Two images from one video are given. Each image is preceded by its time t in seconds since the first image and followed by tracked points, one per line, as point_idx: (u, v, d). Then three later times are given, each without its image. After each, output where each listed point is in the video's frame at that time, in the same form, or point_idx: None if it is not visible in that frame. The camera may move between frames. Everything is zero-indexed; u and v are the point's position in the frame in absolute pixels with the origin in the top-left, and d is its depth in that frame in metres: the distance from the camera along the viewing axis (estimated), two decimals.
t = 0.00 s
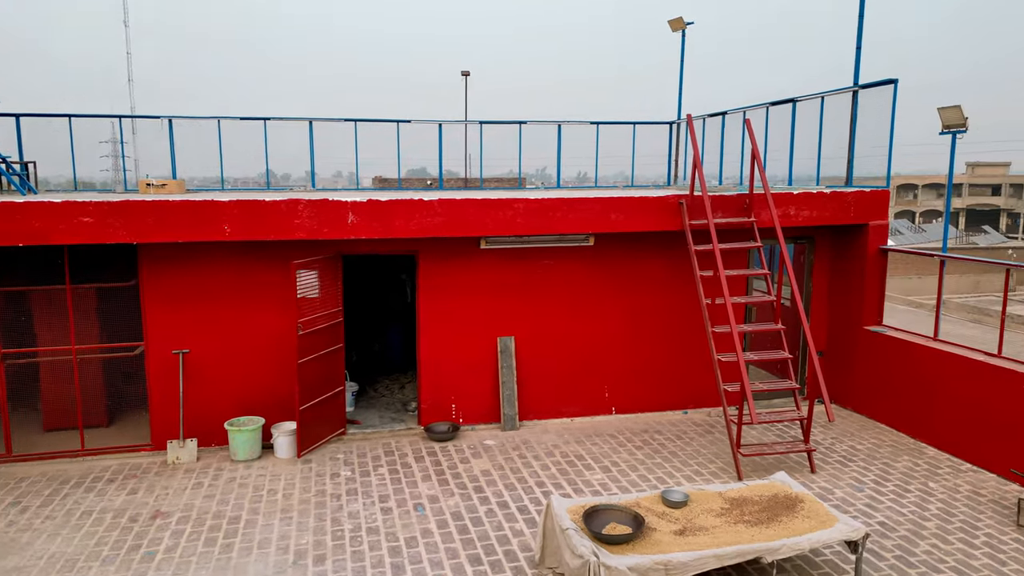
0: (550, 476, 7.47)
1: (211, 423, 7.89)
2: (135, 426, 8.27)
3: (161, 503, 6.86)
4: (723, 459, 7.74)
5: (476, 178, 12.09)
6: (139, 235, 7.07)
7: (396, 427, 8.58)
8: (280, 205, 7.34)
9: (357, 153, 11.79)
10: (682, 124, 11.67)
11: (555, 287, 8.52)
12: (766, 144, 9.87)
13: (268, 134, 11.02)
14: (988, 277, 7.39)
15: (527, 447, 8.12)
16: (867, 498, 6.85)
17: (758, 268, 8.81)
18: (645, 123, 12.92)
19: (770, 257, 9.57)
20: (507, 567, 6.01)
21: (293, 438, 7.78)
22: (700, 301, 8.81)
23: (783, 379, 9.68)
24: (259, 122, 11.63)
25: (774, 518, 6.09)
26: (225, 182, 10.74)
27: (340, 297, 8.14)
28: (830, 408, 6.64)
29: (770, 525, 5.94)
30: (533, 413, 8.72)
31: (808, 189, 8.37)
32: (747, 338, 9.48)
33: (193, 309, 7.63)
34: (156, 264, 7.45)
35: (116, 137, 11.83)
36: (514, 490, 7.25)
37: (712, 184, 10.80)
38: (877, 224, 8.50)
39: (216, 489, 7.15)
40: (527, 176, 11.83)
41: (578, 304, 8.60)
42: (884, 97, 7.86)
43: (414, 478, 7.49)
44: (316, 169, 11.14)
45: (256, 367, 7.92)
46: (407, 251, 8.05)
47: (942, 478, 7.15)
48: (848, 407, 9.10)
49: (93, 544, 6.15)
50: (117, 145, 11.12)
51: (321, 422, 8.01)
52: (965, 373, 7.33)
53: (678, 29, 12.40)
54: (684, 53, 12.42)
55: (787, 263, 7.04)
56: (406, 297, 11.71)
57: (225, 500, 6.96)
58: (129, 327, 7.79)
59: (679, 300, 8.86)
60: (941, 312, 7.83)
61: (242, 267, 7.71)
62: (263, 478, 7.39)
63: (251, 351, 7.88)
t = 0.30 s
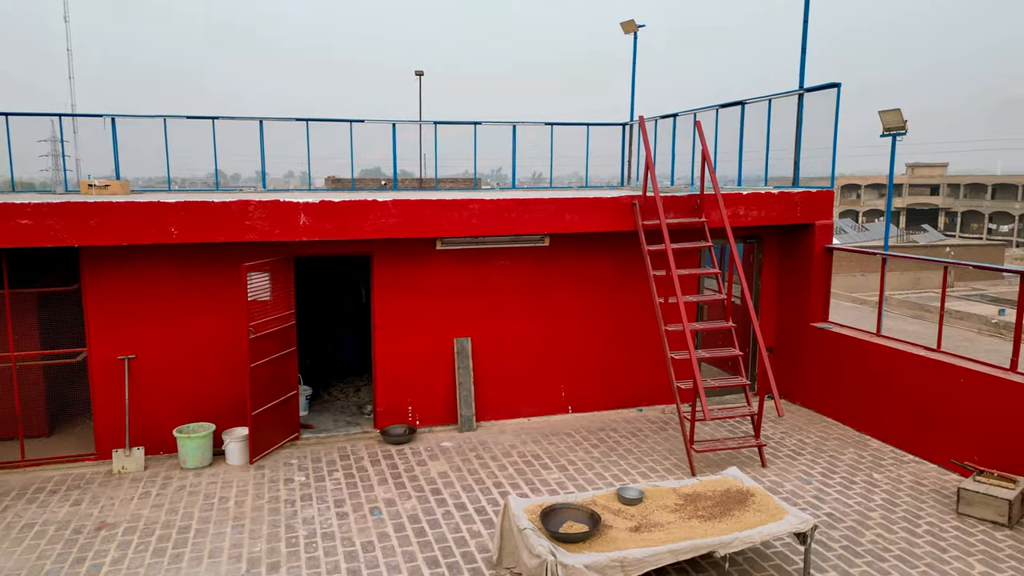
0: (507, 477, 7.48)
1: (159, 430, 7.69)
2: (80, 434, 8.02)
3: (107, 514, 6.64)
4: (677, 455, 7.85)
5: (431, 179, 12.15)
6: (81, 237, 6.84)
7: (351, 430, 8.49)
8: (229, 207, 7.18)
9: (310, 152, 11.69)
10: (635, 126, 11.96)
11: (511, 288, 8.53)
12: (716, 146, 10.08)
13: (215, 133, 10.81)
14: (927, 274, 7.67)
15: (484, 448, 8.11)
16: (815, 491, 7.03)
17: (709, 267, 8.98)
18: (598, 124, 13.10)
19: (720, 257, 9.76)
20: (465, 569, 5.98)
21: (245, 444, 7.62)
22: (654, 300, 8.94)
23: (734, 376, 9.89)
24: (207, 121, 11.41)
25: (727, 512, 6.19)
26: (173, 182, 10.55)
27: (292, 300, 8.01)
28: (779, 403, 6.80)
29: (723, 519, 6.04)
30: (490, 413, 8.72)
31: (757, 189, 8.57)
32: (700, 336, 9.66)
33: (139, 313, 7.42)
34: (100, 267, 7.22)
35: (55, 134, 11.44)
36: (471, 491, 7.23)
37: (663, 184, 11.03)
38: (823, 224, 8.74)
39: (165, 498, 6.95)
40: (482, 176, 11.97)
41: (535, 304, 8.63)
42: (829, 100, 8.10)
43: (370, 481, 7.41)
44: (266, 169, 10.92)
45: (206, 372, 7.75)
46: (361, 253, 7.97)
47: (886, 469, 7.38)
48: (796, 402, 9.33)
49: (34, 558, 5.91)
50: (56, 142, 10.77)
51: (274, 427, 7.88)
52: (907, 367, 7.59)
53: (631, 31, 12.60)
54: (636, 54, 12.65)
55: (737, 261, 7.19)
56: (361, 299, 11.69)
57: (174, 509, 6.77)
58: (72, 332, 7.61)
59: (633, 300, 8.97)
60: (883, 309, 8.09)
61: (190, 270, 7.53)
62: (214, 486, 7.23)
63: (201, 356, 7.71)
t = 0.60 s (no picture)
0: (464, 478, 7.46)
1: (103, 438, 7.45)
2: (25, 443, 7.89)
3: (48, 527, 6.39)
4: (632, 453, 7.94)
5: (385, 178, 12.07)
6: (18, 240, 6.58)
7: (304, 435, 8.37)
8: (176, 208, 7.00)
9: (261, 152, 11.49)
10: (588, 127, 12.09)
11: (467, 288, 8.51)
12: (667, 147, 10.24)
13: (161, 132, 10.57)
14: (870, 271, 7.91)
15: (441, 449, 8.08)
16: (765, 484, 7.19)
17: (662, 266, 9.11)
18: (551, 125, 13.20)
19: (672, 256, 9.91)
20: (422, 572, 5.94)
21: (194, 451, 7.45)
22: (608, 299, 9.03)
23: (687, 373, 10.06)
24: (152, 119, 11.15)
25: (680, 508, 6.27)
26: (116, 183, 10.32)
27: (242, 303, 7.86)
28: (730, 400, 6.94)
29: (677, 515, 6.12)
30: (446, 415, 8.69)
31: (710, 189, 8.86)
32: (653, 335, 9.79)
33: (81, 319, 7.19)
34: (38, 271, 6.97)
35: None
36: (428, 494, 7.19)
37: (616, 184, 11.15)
38: (771, 223, 8.95)
39: (110, 509, 6.74)
40: (437, 176, 11.95)
41: (490, 305, 8.63)
42: (775, 103, 8.30)
43: (324, 486, 7.30)
44: (214, 169, 10.70)
45: (153, 377, 7.55)
46: (314, 254, 7.86)
47: (833, 461, 7.59)
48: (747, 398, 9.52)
49: None
50: None
51: (225, 433, 7.71)
52: (851, 362, 7.81)
53: (583, 33, 12.72)
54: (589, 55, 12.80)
55: (688, 261, 7.30)
56: (314, 299, 11.68)
57: (120, 520, 6.56)
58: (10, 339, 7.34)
59: (588, 299, 9.04)
60: (829, 306, 8.31)
61: (135, 273, 7.32)
62: (162, 495, 7.03)
63: (147, 361, 7.50)
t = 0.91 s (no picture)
0: (421, 480, 7.41)
1: (44, 448, 7.20)
2: None
3: None
4: (588, 451, 7.99)
5: (337, 177, 11.80)
6: None
7: (256, 440, 8.22)
8: (120, 210, 6.79)
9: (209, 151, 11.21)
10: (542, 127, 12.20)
11: (422, 290, 8.46)
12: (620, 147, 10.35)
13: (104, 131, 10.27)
14: (817, 270, 8.11)
15: (398, 453, 8.01)
16: (718, 480, 7.31)
17: (616, 266, 9.20)
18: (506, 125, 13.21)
19: (626, 256, 10.02)
20: None
21: (141, 460, 7.24)
22: (564, 299, 9.08)
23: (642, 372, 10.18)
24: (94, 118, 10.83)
25: (636, 505, 6.32)
26: (55, 183, 10.01)
27: (190, 308, 7.67)
28: (684, 397, 7.00)
29: (632, 512, 6.17)
30: (402, 417, 8.62)
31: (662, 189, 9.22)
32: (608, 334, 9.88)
33: (19, 324, 6.93)
34: None
35: None
36: (384, 497, 7.11)
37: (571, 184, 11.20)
38: (721, 223, 9.12)
39: (52, 521, 6.50)
40: (391, 176, 11.86)
41: (446, 306, 8.60)
42: (724, 105, 8.46)
43: (278, 493, 7.17)
44: (160, 169, 10.42)
45: (96, 385, 7.31)
46: (264, 256, 7.71)
47: (783, 456, 7.76)
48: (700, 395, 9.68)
49: None
50: None
51: (173, 440, 7.52)
52: (800, 359, 8.00)
53: (536, 34, 12.77)
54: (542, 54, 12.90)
55: (642, 261, 7.36)
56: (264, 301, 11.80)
57: (63, 532, 6.33)
58: None
59: (544, 300, 9.08)
60: (777, 303, 8.48)
61: (76, 277, 7.09)
62: (107, 505, 6.81)
63: (90, 368, 7.27)
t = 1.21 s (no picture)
0: (371, 485, 7.31)
1: None
2: None
3: None
4: (539, 450, 8.02)
5: (284, 179, 11.79)
6: None
7: (200, 448, 8.01)
8: (52, 211, 6.51)
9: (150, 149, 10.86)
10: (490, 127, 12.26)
11: (371, 292, 8.37)
12: (568, 148, 10.43)
13: (36, 129, 9.89)
14: (760, 268, 8.30)
15: (348, 457, 7.90)
16: (667, 475, 7.42)
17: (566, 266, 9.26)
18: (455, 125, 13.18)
19: (575, 256, 10.10)
20: None
21: (78, 470, 6.98)
22: (514, 299, 9.10)
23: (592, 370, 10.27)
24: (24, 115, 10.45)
25: (586, 502, 6.37)
26: None
27: (129, 312, 7.44)
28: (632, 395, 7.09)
29: (583, 510, 6.21)
30: (352, 421, 8.50)
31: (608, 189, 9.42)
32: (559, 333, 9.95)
33: None
34: None
35: None
36: (334, 503, 7.00)
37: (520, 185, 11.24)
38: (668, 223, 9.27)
39: None
40: (338, 176, 11.72)
41: (396, 307, 8.53)
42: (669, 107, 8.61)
43: (223, 501, 7.00)
44: (96, 168, 10.11)
45: (28, 394, 7.02)
46: (207, 259, 7.52)
47: (729, 450, 7.92)
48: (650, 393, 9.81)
49: None
50: None
51: (112, 449, 7.28)
52: (745, 355, 8.18)
53: (484, 35, 12.82)
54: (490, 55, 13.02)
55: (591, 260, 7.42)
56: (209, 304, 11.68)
57: None
58: None
59: (494, 300, 9.08)
60: (723, 301, 8.65)
61: (6, 282, 6.79)
62: (42, 519, 6.54)
63: (21, 377, 6.97)
